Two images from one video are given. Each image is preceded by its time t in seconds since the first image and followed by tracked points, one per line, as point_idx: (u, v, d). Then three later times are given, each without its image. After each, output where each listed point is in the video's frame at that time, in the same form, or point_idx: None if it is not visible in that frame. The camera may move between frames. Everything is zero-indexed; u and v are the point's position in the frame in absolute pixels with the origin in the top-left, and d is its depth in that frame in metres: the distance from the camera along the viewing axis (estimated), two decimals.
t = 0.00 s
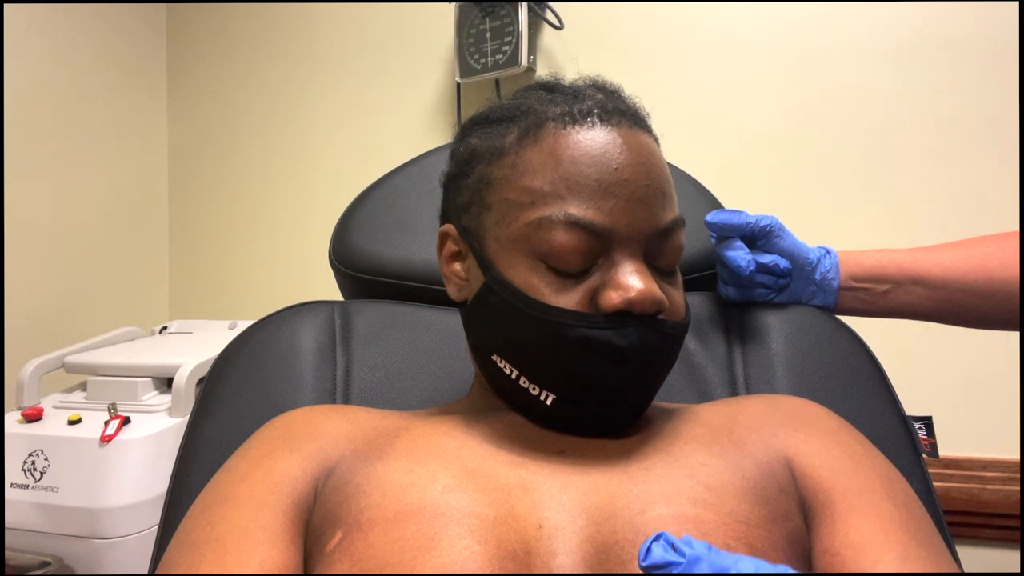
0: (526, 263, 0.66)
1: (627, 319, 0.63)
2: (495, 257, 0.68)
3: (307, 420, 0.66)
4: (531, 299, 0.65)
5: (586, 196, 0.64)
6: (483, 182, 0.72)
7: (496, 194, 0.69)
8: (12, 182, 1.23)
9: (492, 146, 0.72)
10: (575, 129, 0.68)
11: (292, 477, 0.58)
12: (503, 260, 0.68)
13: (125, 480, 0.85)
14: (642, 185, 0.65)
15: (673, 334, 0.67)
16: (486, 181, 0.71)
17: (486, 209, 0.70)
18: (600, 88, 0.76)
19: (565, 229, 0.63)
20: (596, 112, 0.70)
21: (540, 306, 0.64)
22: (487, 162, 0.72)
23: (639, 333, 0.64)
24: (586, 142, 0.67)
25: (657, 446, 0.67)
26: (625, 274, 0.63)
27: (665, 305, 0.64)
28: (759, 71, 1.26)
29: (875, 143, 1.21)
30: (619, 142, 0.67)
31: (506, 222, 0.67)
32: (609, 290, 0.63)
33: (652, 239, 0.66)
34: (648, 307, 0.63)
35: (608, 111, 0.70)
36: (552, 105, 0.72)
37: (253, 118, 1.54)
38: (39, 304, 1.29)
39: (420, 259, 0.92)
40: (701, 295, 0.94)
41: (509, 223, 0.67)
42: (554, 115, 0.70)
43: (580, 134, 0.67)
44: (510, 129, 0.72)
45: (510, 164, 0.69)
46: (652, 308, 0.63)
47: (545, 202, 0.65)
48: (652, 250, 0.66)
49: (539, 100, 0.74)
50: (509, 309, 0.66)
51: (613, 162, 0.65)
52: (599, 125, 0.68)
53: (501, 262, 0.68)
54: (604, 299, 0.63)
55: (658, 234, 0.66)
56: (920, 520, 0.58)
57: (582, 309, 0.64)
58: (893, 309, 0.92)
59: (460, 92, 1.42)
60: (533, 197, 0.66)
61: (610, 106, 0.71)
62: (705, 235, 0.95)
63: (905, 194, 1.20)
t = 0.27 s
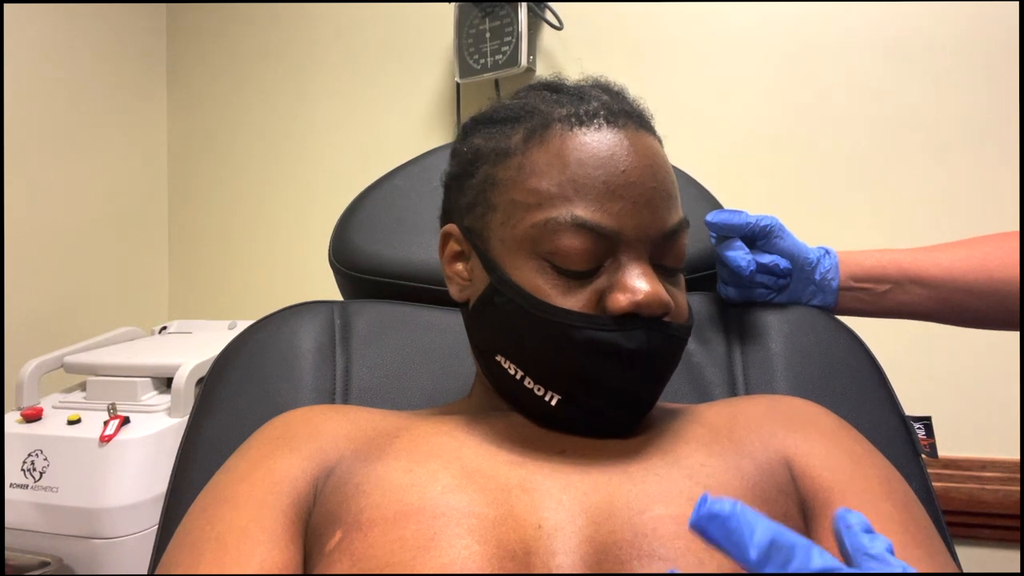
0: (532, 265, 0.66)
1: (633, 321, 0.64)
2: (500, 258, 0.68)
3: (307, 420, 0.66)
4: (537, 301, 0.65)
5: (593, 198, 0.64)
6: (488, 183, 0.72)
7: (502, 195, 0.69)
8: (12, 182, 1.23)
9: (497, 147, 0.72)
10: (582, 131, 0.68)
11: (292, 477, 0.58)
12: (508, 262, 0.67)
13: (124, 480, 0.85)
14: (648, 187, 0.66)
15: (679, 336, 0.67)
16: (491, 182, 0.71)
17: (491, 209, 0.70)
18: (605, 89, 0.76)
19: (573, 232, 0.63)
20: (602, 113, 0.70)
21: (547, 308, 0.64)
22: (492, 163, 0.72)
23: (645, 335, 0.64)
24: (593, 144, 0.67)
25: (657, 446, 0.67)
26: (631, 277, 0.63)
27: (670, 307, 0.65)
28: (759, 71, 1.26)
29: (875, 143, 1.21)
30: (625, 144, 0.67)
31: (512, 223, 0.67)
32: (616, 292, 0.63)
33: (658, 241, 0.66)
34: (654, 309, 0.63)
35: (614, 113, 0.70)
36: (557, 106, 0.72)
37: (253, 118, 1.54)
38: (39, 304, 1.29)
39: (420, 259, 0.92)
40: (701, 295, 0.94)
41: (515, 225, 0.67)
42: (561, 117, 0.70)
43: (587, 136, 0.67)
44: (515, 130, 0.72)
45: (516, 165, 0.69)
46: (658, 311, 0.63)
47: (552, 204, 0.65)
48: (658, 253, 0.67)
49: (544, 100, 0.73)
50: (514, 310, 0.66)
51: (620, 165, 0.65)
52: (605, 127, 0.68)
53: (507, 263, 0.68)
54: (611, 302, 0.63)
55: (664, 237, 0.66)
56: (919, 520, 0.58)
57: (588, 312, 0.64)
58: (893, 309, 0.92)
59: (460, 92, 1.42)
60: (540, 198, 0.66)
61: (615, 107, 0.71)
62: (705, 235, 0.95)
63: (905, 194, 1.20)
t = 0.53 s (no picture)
0: (535, 265, 0.66)
1: (636, 322, 0.64)
2: (503, 258, 0.68)
3: (307, 420, 0.66)
4: (540, 301, 0.65)
5: (598, 199, 0.64)
6: (491, 182, 0.72)
7: (506, 195, 0.69)
8: (12, 183, 1.23)
9: (501, 147, 0.72)
10: (586, 132, 0.68)
11: (292, 477, 0.58)
12: (511, 262, 0.67)
13: (124, 480, 0.85)
14: (652, 189, 0.66)
15: (681, 337, 0.67)
16: (494, 182, 0.71)
17: (495, 209, 0.70)
18: (609, 90, 0.76)
19: (577, 232, 0.63)
20: (606, 114, 0.70)
21: (550, 308, 0.64)
22: (496, 163, 0.72)
23: (648, 336, 0.64)
24: (597, 144, 0.67)
25: (657, 446, 0.67)
26: (635, 278, 0.64)
27: (673, 308, 0.65)
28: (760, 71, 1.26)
29: (875, 143, 1.21)
30: (630, 146, 0.67)
31: (516, 223, 0.67)
32: (619, 293, 0.63)
33: (662, 243, 0.66)
34: (657, 310, 0.63)
35: (618, 114, 0.70)
36: (561, 107, 0.72)
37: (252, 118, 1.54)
38: (39, 304, 1.29)
39: (421, 259, 0.92)
40: (701, 295, 0.94)
41: (519, 225, 0.67)
42: (565, 117, 0.70)
43: (591, 137, 0.67)
44: (519, 130, 0.72)
45: (520, 165, 0.69)
46: (661, 312, 0.63)
47: (556, 204, 0.65)
48: (662, 254, 0.67)
49: (548, 101, 0.73)
50: (517, 310, 0.66)
51: (624, 166, 0.65)
52: (609, 128, 0.68)
53: (510, 263, 0.68)
54: (614, 303, 0.63)
55: (667, 239, 0.66)
56: (919, 521, 0.58)
57: (591, 312, 0.64)
58: (893, 309, 0.92)
59: (460, 92, 1.42)
60: (545, 199, 0.66)
61: (619, 108, 0.71)
62: (705, 235, 0.95)
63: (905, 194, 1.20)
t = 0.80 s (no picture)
0: (535, 265, 0.66)
1: (636, 322, 0.64)
2: (502, 258, 0.68)
3: (306, 420, 0.66)
4: (540, 301, 0.65)
5: (597, 200, 0.64)
6: (491, 183, 0.71)
7: (505, 195, 0.69)
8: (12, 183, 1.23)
9: (500, 147, 0.72)
10: (586, 132, 0.68)
11: (292, 478, 0.58)
12: (510, 262, 0.67)
13: (123, 480, 0.85)
14: (651, 189, 0.66)
15: (680, 338, 0.67)
16: (493, 182, 0.71)
17: (494, 210, 0.70)
18: (608, 90, 0.76)
19: (576, 233, 0.63)
20: (605, 114, 0.70)
21: (549, 308, 0.64)
22: (495, 163, 0.72)
23: (648, 336, 0.64)
24: (597, 145, 0.67)
25: (656, 447, 0.67)
26: (634, 279, 0.64)
27: (672, 309, 0.65)
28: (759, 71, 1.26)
29: (875, 143, 1.21)
30: (629, 146, 0.67)
31: (515, 223, 0.67)
32: (619, 294, 0.63)
33: (661, 243, 0.66)
34: (657, 311, 0.63)
35: (617, 114, 0.70)
36: (561, 107, 0.72)
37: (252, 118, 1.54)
38: (39, 304, 1.29)
39: (420, 260, 0.92)
40: (701, 295, 0.94)
41: (518, 225, 0.67)
42: (564, 118, 0.70)
43: (591, 138, 0.67)
44: (518, 130, 0.72)
45: (519, 165, 0.69)
46: (660, 312, 0.63)
47: (556, 204, 0.65)
48: (661, 255, 0.67)
49: (548, 101, 0.73)
50: (516, 310, 0.66)
51: (624, 166, 0.65)
52: (609, 128, 0.68)
53: (509, 264, 0.67)
54: (613, 303, 0.63)
55: (667, 239, 0.66)
56: (919, 522, 0.58)
57: (591, 313, 0.64)
58: (893, 310, 0.92)
59: (459, 92, 1.42)
60: (544, 199, 0.65)
61: (619, 109, 0.71)
62: (705, 236, 0.95)
63: (904, 194, 1.20)
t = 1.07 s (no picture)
0: (533, 266, 0.66)
1: (634, 323, 0.64)
2: (501, 259, 0.68)
3: (306, 420, 0.66)
4: (538, 302, 0.65)
5: (595, 200, 0.64)
6: (489, 183, 0.71)
7: (503, 196, 0.69)
8: (11, 182, 1.23)
9: (499, 147, 0.72)
10: (584, 132, 0.68)
11: (291, 478, 0.58)
12: (509, 262, 0.67)
13: (122, 480, 0.85)
14: (650, 190, 0.66)
15: (680, 338, 0.67)
16: (492, 182, 0.71)
17: (493, 210, 0.70)
18: (607, 91, 0.76)
19: (575, 233, 0.63)
20: (604, 114, 0.70)
21: (548, 309, 0.64)
22: (494, 163, 0.72)
23: (646, 336, 0.64)
24: (595, 145, 0.67)
25: (656, 447, 0.67)
26: (632, 279, 0.64)
27: (671, 309, 0.65)
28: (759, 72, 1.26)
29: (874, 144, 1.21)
30: (627, 146, 0.67)
31: (513, 224, 0.67)
32: (617, 294, 0.63)
33: (660, 243, 0.66)
34: (655, 311, 0.63)
35: (615, 114, 0.70)
36: (559, 107, 0.72)
37: (252, 118, 1.54)
38: (39, 304, 1.29)
39: (420, 260, 0.92)
40: (701, 296, 0.94)
41: (516, 225, 0.67)
42: (562, 118, 0.70)
43: (589, 138, 0.67)
44: (517, 130, 0.72)
45: (517, 166, 0.69)
46: (659, 313, 0.63)
47: (554, 205, 0.65)
48: (659, 255, 0.67)
49: (546, 101, 0.73)
50: (515, 311, 0.66)
51: (622, 166, 0.65)
52: (607, 128, 0.68)
53: (508, 264, 0.67)
54: (612, 303, 0.63)
55: (665, 239, 0.66)
56: (919, 522, 0.58)
57: (589, 313, 0.64)
58: (892, 310, 0.92)
59: (459, 92, 1.42)
60: (543, 200, 0.65)
61: (617, 109, 0.71)
62: (704, 236, 0.95)
63: (904, 195, 1.20)
